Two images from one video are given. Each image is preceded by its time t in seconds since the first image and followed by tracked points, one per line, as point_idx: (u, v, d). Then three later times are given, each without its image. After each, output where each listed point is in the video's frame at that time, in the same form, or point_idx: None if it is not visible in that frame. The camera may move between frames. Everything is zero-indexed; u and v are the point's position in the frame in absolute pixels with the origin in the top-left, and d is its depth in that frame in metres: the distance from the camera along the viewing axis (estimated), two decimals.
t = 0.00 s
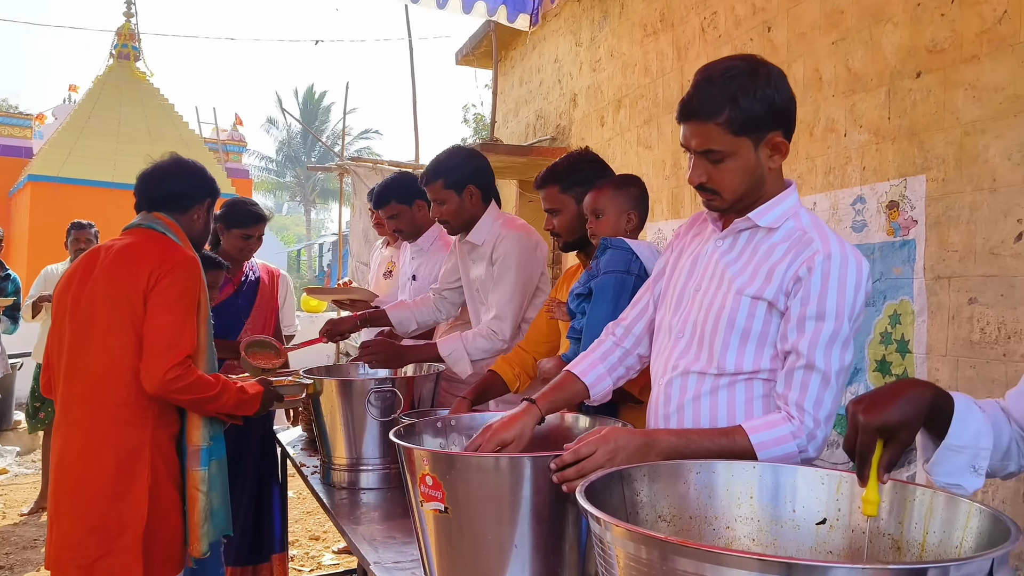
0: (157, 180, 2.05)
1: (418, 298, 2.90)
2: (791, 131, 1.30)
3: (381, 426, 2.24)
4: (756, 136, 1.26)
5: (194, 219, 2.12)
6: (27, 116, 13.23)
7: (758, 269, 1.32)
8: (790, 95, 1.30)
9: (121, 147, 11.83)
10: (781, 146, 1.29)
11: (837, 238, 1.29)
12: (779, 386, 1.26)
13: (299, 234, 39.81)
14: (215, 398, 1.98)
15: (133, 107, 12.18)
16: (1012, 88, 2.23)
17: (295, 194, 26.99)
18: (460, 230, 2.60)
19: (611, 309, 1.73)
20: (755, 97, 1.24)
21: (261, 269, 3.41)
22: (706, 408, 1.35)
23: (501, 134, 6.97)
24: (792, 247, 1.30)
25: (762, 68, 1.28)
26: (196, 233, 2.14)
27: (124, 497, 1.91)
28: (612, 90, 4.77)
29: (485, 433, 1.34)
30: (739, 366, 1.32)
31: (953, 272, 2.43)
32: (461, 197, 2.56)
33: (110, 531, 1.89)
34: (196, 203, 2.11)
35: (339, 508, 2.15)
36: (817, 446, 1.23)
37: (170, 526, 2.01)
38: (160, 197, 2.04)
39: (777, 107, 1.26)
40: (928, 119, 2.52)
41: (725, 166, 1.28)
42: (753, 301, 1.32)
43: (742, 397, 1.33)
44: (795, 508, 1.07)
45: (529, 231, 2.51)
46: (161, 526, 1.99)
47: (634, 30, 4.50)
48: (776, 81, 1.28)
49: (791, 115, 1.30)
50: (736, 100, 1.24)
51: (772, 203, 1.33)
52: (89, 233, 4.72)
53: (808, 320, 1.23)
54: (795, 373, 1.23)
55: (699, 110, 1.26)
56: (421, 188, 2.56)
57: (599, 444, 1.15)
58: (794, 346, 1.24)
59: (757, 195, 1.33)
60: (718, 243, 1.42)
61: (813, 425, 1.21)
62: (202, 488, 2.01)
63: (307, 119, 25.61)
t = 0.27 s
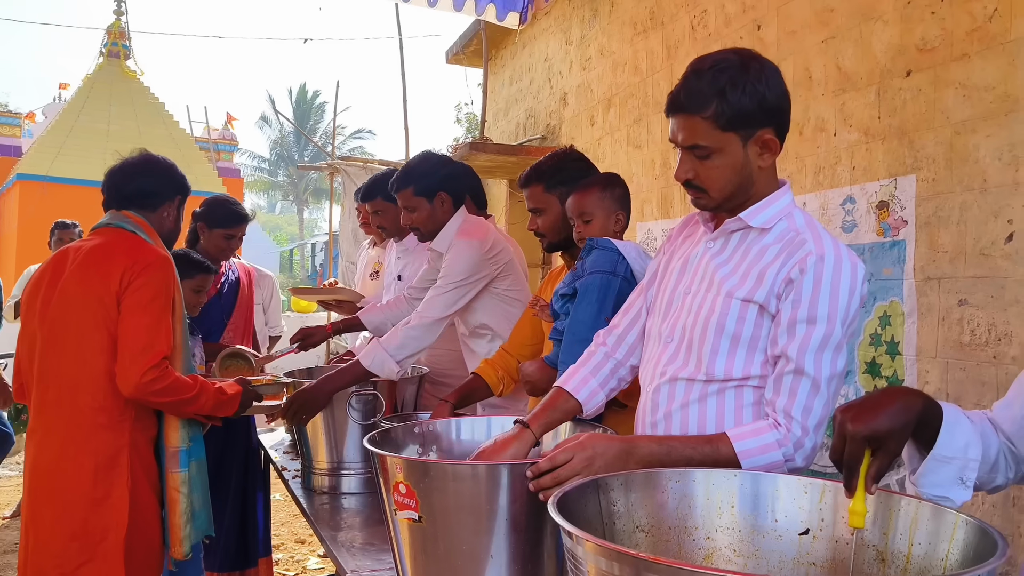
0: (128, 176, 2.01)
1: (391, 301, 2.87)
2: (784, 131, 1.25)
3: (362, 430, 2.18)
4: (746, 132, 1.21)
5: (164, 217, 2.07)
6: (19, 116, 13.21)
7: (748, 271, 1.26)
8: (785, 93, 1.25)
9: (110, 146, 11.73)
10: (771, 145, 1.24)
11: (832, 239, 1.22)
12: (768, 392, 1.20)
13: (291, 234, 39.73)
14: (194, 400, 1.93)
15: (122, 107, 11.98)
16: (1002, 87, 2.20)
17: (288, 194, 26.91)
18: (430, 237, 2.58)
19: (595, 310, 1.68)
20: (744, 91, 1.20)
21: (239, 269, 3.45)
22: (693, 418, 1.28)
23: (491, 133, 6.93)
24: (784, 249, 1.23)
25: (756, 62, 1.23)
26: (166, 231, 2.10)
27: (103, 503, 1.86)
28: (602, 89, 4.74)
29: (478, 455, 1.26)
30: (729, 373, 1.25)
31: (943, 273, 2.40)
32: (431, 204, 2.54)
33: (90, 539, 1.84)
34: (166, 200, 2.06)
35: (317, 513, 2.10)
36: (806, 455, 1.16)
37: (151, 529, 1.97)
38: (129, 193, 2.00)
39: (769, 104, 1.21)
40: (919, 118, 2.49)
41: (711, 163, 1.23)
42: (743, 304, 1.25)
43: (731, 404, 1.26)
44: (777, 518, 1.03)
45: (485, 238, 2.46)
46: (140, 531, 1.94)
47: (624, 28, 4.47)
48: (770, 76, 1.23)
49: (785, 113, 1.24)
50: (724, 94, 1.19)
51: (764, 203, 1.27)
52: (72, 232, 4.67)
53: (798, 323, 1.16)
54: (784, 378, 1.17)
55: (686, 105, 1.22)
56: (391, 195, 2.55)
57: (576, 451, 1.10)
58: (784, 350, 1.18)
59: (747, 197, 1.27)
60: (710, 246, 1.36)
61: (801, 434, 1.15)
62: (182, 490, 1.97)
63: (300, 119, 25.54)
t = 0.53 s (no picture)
0: (118, 173, 2.01)
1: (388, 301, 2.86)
2: (777, 123, 1.23)
3: (359, 429, 2.16)
4: (736, 124, 1.19)
5: (156, 213, 2.06)
6: (24, 117, 13.25)
7: (748, 267, 1.25)
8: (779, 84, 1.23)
9: (114, 146, 11.74)
10: (764, 137, 1.22)
11: (833, 232, 1.20)
12: (768, 389, 1.18)
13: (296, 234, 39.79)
14: (186, 397, 1.92)
15: (127, 107, 12.03)
16: (1004, 82, 2.18)
17: (293, 194, 26.96)
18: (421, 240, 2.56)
19: (593, 310, 1.65)
20: (734, 82, 1.18)
21: (234, 267, 3.45)
22: (695, 417, 1.26)
23: (493, 132, 6.93)
24: (784, 243, 1.22)
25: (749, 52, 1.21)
26: (158, 228, 2.09)
27: (97, 501, 1.86)
28: (603, 86, 4.72)
29: (465, 430, 1.30)
30: (729, 371, 1.24)
31: (945, 270, 2.37)
32: (423, 209, 2.51)
33: (85, 537, 1.84)
34: (157, 196, 2.05)
35: (315, 512, 2.09)
36: (806, 454, 1.15)
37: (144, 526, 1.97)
38: (120, 189, 1.99)
39: (760, 95, 1.19)
40: (920, 114, 2.47)
41: (701, 154, 1.22)
42: (744, 300, 1.23)
43: (733, 403, 1.24)
44: (772, 517, 1.01)
45: (471, 245, 2.42)
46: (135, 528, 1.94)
47: (625, 26, 4.45)
48: (762, 67, 1.21)
49: (779, 105, 1.22)
50: (713, 84, 1.18)
51: (764, 196, 1.26)
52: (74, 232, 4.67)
53: (798, 319, 1.15)
54: (783, 374, 1.15)
55: (677, 96, 1.21)
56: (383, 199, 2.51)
57: (569, 450, 1.09)
58: (783, 346, 1.16)
59: (741, 189, 1.25)
60: (709, 243, 1.35)
61: (800, 431, 1.13)
62: (177, 487, 1.95)
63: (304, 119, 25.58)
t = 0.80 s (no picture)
0: (120, 170, 2.02)
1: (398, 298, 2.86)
2: (778, 117, 1.21)
3: (368, 428, 2.17)
4: (734, 118, 1.19)
5: (160, 211, 2.07)
6: (41, 119, 13.36)
7: (753, 265, 1.23)
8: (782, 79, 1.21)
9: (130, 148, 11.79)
10: (763, 131, 1.20)
11: (839, 230, 1.19)
12: (774, 389, 1.17)
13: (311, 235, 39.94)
14: (187, 395, 1.93)
15: (143, 108, 12.11)
16: (1017, 78, 2.16)
17: (307, 195, 27.06)
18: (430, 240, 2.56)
19: (601, 311, 1.64)
20: (733, 77, 1.18)
21: (244, 268, 3.47)
22: (701, 416, 1.25)
23: (505, 132, 6.92)
24: (790, 241, 1.20)
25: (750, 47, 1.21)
26: (163, 226, 2.10)
27: (101, 500, 1.87)
28: (615, 86, 4.71)
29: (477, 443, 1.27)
30: (735, 370, 1.22)
31: (959, 268, 2.35)
32: (430, 209, 2.52)
33: (90, 536, 1.85)
34: (161, 193, 2.07)
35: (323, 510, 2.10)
36: (813, 454, 1.13)
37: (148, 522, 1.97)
38: (122, 187, 2.00)
39: (757, 88, 1.18)
40: (933, 111, 2.45)
41: (699, 149, 1.21)
42: (749, 299, 1.22)
43: (738, 402, 1.22)
44: (778, 517, 1.00)
45: (478, 245, 2.41)
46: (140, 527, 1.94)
47: (636, 24, 4.44)
48: (762, 61, 1.20)
49: (778, 101, 1.21)
50: (712, 75, 1.17)
51: (769, 194, 1.25)
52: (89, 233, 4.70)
53: (805, 317, 1.13)
54: (790, 374, 1.13)
55: (677, 90, 1.21)
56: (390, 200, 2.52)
57: (572, 449, 1.08)
58: (790, 345, 1.15)
59: (741, 184, 1.24)
60: (715, 242, 1.34)
61: (808, 430, 1.12)
62: (181, 485, 1.98)
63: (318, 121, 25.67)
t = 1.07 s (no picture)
0: (129, 167, 2.02)
1: (414, 296, 2.85)
2: (772, 114, 1.19)
3: (382, 427, 2.16)
4: (723, 112, 1.19)
5: (169, 209, 2.08)
6: (60, 119, 13.46)
7: (761, 261, 1.22)
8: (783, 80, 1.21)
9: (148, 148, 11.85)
10: (754, 127, 1.19)
11: (847, 223, 1.17)
12: (786, 385, 1.15)
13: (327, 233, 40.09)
14: (199, 396, 1.94)
15: (160, 108, 12.18)
16: None
17: (323, 194, 27.15)
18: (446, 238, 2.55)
19: (617, 311, 1.63)
20: (722, 73, 1.18)
21: (258, 267, 3.48)
22: (711, 414, 1.23)
23: (520, 131, 6.91)
24: (797, 236, 1.19)
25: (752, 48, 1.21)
26: (172, 223, 2.11)
27: (116, 498, 1.87)
28: (631, 84, 4.69)
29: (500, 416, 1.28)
30: (745, 367, 1.21)
31: (979, 267, 2.32)
32: (446, 207, 2.50)
33: (105, 534, 1.86)
34: (169, 191, 2.07)
35: (336, 509, 2.10)
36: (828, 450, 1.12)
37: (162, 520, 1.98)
38: (132, 185, 2.01)
39: (755, 88, 1.18)
40: (953, 108, 2.42)
41: (690, 142, 1.22)
42: (757, 295, 1.20)
43: (749, 400, 1.21)
44: (794, 518, 0.99)
45: (493, 245, 2.40)
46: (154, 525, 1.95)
47: (652, 22, 4.41)
48: (762, 61, 1.20)
49: (777, 100, 1.20)
50: (703, 72, 1.19)
51: (774, 191, 1.23)
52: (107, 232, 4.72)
53: (814, 312, 1.11)
54: (801, 369, 1.12)
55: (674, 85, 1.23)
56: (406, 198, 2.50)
57: (586, 448, 1.06)
58: (800, 340, 1.13)
59: (734, 179, 1.24)
60: (721, 240, 1.32)
61: (821, 426, 1.10)
62: (194, 482, 1.98)
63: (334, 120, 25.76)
